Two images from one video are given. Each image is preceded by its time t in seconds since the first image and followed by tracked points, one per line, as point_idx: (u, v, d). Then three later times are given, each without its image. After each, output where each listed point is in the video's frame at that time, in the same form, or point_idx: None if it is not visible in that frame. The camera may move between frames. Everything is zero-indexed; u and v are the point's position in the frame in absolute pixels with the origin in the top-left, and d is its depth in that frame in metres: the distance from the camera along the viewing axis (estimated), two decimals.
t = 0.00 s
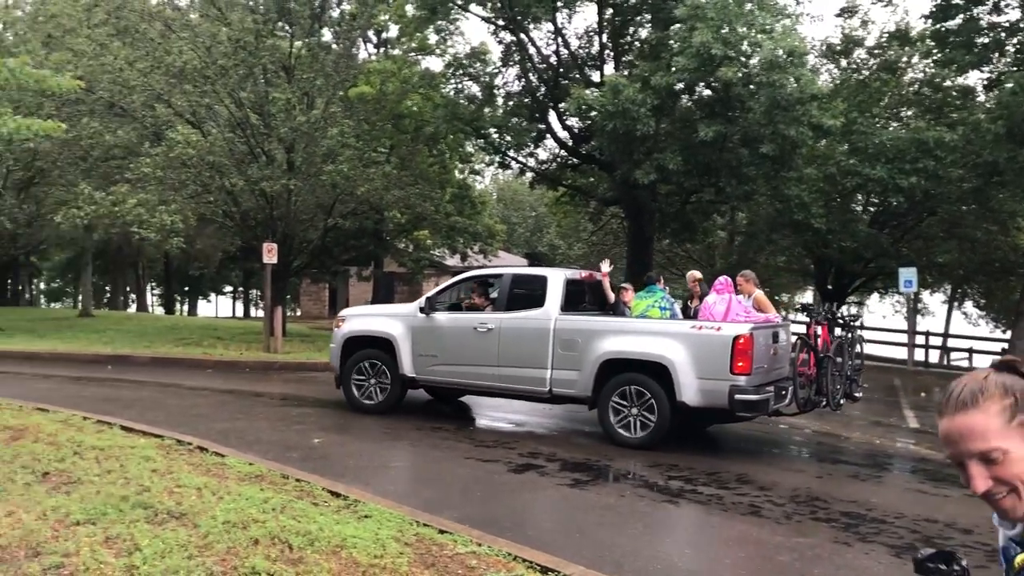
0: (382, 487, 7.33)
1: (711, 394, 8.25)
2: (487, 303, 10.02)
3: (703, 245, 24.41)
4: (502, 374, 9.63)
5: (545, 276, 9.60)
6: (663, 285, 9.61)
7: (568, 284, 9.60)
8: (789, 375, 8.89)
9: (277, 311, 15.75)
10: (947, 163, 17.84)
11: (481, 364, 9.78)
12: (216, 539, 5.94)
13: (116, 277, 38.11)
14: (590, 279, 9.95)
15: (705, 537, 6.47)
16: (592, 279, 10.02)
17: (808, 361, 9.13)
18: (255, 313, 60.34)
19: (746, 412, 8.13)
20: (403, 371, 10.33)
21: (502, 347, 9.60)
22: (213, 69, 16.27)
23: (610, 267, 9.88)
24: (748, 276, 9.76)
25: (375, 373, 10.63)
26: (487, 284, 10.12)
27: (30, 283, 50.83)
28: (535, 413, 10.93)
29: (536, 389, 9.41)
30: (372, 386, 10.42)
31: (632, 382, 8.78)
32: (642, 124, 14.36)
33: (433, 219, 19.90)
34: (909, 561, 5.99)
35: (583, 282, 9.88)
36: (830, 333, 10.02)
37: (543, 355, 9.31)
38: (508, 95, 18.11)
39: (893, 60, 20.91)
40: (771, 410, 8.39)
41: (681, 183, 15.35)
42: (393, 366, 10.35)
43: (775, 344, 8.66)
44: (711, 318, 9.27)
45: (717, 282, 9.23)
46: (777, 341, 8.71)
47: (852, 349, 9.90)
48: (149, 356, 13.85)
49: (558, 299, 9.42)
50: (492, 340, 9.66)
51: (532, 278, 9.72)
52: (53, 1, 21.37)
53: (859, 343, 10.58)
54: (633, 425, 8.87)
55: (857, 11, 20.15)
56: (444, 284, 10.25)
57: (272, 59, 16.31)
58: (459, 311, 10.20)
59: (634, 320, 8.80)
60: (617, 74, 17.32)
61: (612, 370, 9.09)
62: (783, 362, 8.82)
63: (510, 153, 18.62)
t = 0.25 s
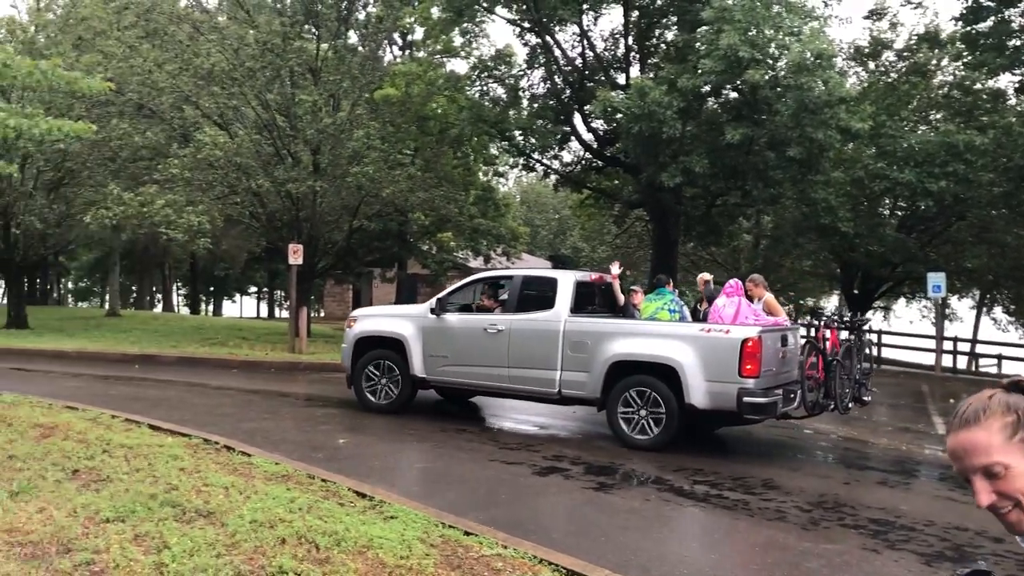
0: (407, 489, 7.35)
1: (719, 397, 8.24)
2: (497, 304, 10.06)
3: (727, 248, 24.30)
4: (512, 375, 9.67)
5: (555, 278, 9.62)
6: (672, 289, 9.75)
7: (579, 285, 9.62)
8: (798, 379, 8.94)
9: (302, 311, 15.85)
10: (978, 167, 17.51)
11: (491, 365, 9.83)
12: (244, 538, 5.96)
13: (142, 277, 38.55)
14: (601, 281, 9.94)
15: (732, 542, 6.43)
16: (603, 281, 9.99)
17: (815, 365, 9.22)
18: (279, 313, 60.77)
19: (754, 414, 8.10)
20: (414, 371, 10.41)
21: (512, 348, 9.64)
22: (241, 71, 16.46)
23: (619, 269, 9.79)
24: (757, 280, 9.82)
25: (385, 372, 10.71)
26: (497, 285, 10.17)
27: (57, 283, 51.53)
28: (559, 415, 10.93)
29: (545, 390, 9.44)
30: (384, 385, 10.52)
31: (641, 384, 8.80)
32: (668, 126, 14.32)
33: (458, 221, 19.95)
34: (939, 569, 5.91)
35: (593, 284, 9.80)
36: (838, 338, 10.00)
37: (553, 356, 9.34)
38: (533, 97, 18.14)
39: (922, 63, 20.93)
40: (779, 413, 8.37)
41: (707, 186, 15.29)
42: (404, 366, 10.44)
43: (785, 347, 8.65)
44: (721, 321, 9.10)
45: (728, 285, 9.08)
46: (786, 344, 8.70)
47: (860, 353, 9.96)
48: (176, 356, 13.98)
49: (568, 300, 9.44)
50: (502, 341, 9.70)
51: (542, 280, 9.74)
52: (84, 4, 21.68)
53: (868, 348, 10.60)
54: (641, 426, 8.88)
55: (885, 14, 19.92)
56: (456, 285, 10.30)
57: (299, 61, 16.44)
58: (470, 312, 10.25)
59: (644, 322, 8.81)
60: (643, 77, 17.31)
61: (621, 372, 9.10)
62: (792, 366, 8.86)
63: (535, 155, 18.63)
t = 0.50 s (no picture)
0: (429, 488, 7.36)
1: (722, 396, 8.21)
2: (503, 302, 10.12)
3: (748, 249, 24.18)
4: (516, 373, 9.68)
5: (560, 277, 9.64)
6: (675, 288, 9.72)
7: (583, 284, 9.64)
8: (800, 380, 8.86)
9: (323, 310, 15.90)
10: (1007, 170, 17.34)
11: (496, 363, 9.85)
12: (268, 534, 6.00)
13: (164, 274, 38.89)
14: (605, 281, 10.00)
15: (754, 544, 6.39)
16: (607, 281, 10.07)
17: (817, 365, 9.11)
18: (300, 312, 61.12)
19: (756, 414, 8.06)
20: (420, 369, 10.45)
21: (517, 347, 9.66)
22: (265, 70, 16.57)
23: (624, 270, 9.86)
24: (763, 281, 9.75)
25: (392, 370, 10.79)
26: (503, 284, 10.21)
27: (80, 279, 52.08)
28: (579, 416, 10.90)
29: (549, 388, 9.45)
30: (388, 381, 10.58)
31: (645, 383, 8.80)
32: (692, 127, 14.25)
33: (479, 221, 19.96)
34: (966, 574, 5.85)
35: (598, 283, 9.87)
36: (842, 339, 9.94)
37: (557, 355, 9.34)
38: (556, 97, 18.13)
39: (949, 64, 20.70)
40: (782, 413, 8.34)
41: (731, 187, 15.19)
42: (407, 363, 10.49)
43: (788, 347, 8.62)
44: (725, 321, 9.25)
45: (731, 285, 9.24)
46: (789, 345, 8.63)
47: (863, 354, 9.82)
48: (199, 353, 14.09)
49: (572, 299, 9.45)
50: (507, 340, 9.72)
51: (547, 279, 9.77)
52: (110, 3, 21.89)
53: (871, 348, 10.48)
54: (644, 425, 8.88)
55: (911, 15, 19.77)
56: (462, 284, 10.33)
57: (323, 60, 16.51)
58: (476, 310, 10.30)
59: (647, 321, 8.80)
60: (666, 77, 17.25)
61: (625, 371, 9.09)
62: (794, 367, 8.79)
63: (556, 154, 18.60)
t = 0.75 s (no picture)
0: (445, 484, 7.38)
1: (719, 393, 8.23)
2: (504, 298, 10.12)
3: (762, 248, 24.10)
4: (515, 369, 9.73)
5: (559, 274, 9.63)
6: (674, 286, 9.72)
7: (583, 281, 9.62)
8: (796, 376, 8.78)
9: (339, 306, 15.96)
10: None
11: (495, 359, 9.89)
12: (286, 529, 6.03)
13: (179, 270, 39.11)
14: (606, 278, 9.98)
15: (771, 543, 6.38)
16: (608, 278, 10.04)
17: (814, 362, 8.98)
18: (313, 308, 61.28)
19: (753, 410, 8.07)
20: (420, 363, 10.52)
21: (516, 343, 9.68)
22: (282, 67, 16.63)
23: (624, 267, 9.82)
24: (762, 279, 9.69)
25: (391, 364, 10.87)
26: (504, 280, 10.22)
27: (96, 273, 52.44)
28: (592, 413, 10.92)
29: (548, 384, 9.48)
30: (390, 376, 10.66)
31: (642, 379, 8.83)
32: (708, 125, 14.21)
33: (493, 218, 19.97)
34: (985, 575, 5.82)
35: (597, 280, 9.84)
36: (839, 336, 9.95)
37: (555, 351, 9.36)
38: (572, 95, 18.10)
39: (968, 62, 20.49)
40: (778, 410, 8.37)
41: (747, 185, 15.13)
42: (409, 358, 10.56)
43: (784, 344, 8.64)
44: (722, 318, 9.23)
45: (730, 282, 9.18)
46: (785, 342, 8.68)
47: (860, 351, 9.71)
48: (215, 348, 14.16)
49: (572, 296, 9.44)
50: (506, 336, 9.74)
51: (547, 276, 9.75)
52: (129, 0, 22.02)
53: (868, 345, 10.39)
54: (642, 421, 8.95)
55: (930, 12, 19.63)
56: (462, 280, 10.35)
57: (339, 57, 16.55)
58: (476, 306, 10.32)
59: (645, 318, 8.81)
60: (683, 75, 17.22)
61: (623, 367, 9.12)
62: (790, 364, 8.82)
63: (572, 152, 18.57)
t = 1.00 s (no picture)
0: (460, 476, 7.41)
1: (713, 385, 8.30)
2: (503, 291, 10.21)
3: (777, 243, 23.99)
4: (512, 361, 9.82)
5: (557, 267, 9.70)
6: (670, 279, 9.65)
7: (581, 275, 9.68)
8: (789, 369, 8.87)
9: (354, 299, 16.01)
10: None
11: (492, 351, 9.99)
12: (304, 520, 6.06)
13: (195, 263, 39.34)
14: (604, 272, 10.01)
15: (788, 539, 6.36)
16: (605, 272, 10.05)
17: (806, 355, 9.03)
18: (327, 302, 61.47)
19: (746, 403, 8.14)
20: (419, 355, 10.64)
21: (514, 335, 9.78)
22: (299, 60, 16.67)
23: (622, 260, 9.84)
24: (757, 274, 9.46)
25: (390, 356, 11.00)
26: (502, 273, 10.31)
27: (111, 265, 52.78)
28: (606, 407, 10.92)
29: (545, 376, 9.57)
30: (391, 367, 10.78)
31: (637, 372, 8.91)
32: (726, 119, 14.15)
33: (509, 213, 19.96)
34: (1005, 573, 5.79)
35: (595, 275, 9.88)
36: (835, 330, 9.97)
37: (552, 344, 9.45)
38: (588, 89, 18.04)
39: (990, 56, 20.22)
40: (772, 402, 8.43)
41: (764, 180, 15.05)
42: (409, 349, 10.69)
43: (779, 338, 8.70)
44: (718, 312, 9.29)
45: (725, 277, 9.31)
46: (780, 336, 8.70)
47: (856, 345, 9.61)
48: (232, 340, 14.25)
49: (569, 289, 9.51)
50: (504, 328, 9.84)
51: (546, 269, 9.82)
52: None
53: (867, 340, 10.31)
54: (637, 413, 9.03)
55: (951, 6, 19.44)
56: (461, 273, 10.46)
57: (356, 51, 16.57)
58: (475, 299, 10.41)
59: (640, 311, 8.88)
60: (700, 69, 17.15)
61: (618, 360, 9.19)
62: (785, 358, 8.85)
63: (588, 147, 18.51)
